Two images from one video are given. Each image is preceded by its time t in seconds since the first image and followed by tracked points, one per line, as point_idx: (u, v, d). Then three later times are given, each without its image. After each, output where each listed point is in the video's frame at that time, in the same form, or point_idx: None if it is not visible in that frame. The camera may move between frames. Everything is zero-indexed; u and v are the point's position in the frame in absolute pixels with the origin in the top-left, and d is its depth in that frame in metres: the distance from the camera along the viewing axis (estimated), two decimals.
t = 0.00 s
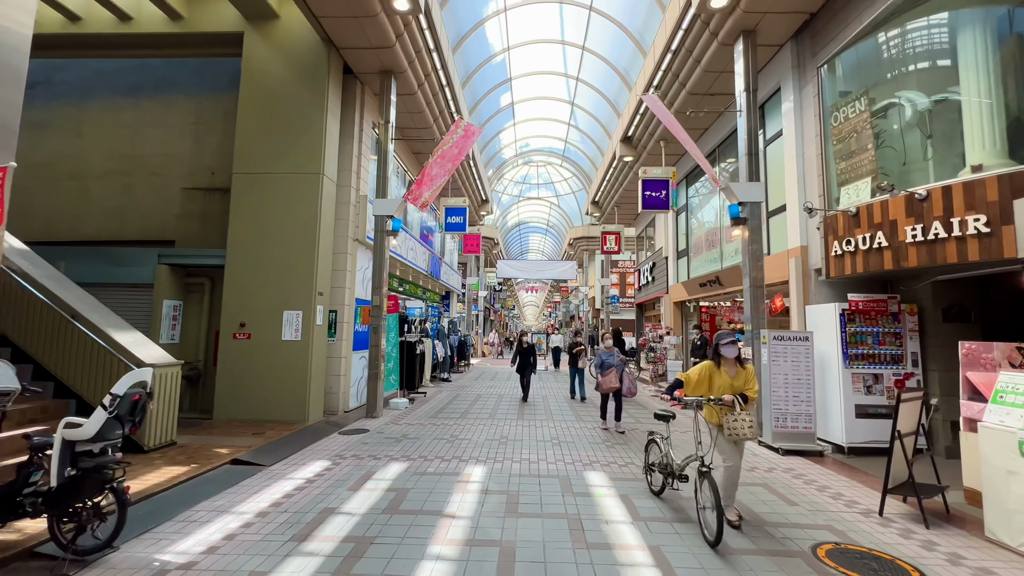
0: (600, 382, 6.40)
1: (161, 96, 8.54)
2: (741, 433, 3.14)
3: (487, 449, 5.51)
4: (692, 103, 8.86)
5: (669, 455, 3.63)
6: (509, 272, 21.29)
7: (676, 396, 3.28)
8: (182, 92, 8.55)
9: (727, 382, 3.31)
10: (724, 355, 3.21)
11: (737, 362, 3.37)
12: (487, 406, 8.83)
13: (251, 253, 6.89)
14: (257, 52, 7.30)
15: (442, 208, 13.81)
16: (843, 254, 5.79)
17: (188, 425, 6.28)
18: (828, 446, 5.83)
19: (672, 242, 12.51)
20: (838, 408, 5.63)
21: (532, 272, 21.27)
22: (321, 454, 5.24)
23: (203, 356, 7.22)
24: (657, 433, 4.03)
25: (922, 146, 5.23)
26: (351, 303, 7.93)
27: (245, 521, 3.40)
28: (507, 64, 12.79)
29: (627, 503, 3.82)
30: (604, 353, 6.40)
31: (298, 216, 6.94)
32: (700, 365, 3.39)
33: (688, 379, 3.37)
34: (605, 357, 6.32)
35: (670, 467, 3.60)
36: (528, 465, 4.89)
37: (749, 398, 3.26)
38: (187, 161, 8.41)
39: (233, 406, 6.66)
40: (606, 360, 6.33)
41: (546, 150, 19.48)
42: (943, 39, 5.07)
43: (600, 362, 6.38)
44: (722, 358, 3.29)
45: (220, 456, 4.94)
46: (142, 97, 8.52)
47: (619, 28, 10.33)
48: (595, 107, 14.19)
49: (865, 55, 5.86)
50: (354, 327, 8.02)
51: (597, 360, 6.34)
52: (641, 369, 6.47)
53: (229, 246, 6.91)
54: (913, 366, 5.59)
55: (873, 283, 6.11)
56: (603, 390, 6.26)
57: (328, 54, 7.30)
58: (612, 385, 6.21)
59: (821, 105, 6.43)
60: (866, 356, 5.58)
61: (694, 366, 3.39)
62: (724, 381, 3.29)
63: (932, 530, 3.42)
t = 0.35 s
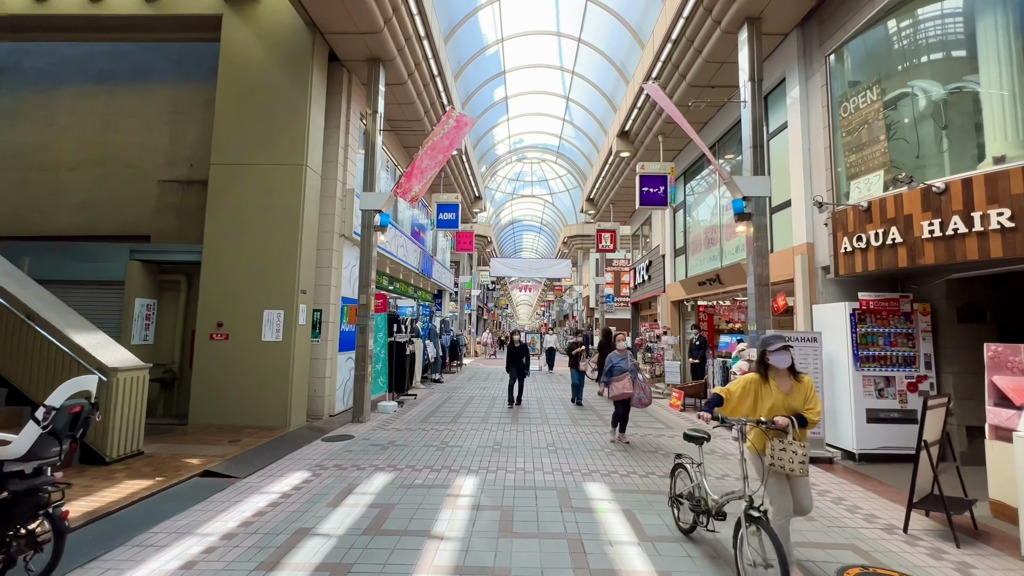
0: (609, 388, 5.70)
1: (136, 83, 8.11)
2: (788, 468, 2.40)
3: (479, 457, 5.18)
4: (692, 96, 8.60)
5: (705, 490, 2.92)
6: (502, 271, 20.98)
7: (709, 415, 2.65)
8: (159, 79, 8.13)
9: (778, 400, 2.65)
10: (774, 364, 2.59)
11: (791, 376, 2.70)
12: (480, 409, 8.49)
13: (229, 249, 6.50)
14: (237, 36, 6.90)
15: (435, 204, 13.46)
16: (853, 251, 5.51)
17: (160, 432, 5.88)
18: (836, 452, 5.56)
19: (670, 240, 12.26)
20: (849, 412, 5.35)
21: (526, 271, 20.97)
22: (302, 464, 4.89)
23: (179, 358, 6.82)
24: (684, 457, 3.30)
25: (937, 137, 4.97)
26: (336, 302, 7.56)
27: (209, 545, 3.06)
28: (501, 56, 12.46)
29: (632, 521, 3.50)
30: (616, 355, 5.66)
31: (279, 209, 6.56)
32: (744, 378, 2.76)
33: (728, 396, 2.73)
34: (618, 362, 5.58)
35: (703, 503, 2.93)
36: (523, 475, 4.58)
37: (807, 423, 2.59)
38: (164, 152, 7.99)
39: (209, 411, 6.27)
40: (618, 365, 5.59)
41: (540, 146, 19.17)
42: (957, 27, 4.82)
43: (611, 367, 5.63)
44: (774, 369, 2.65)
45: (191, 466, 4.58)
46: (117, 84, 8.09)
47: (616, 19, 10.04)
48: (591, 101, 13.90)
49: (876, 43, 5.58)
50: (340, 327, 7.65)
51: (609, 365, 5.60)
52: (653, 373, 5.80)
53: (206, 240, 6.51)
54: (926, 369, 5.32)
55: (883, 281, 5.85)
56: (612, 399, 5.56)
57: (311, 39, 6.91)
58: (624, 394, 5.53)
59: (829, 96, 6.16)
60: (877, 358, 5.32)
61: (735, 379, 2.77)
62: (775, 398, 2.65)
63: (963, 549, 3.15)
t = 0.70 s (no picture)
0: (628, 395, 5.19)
1: (113, 67, 7.68)
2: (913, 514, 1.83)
3: (475, 461, 4.86)
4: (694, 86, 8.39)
5: (778, 537, 2.15)
6: (497, 268, 20.64)
7: (794, 437, 1.97)
8: (137, 63, 7.71)
9: (879, 418, 1.99)
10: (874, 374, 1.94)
11: (893, 386, 2.03)
12: (476, 409, 8.16)
13: (210, 241, 6.12)
14: (219, 15, 6.51)
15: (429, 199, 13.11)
16: (870, 243, 5.24)
17: (135, 436, 5.50)
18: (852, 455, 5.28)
19: (670, 236, 11.99)
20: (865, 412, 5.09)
21: (521, 268, 20.65)
22: (286, 470, 4.55)
23: (157, 356, 6.43)
24: (737, 486, 2.52)
25: (960, 123, 4.71)
26: (325, 298, 7.20)
27: (175, 565, 2.72)
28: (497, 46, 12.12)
29: (646, 535, 3.19)
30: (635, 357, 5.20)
31: (264, 199, 6.19)
32: (831, 389, 2.11)
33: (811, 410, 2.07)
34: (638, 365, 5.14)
35: (775, 556, 2.14)
36: (524, 481, 4.26)
37: (925, 451, 1.87)
38: (142, 139, 7.58)
39: (188, 413, 5.89)
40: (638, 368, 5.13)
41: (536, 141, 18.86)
42: (980, 12, 4.59)
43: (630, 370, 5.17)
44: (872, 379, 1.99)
45: (164, 474, 4.22)
46: (92, 68, 7.66)
47: (617, 6, 9.74)
48: (588, 94, 13.59)
49: (894, 25, 5.30)
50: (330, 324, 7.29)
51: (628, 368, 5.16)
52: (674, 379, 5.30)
53: (185, 231, 6.13)
54: (947, 367, 5.06)
55: (900, 276, 5.59)
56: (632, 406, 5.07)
57: (299, 19, 6.54)
58: (645, 400, 5.03)
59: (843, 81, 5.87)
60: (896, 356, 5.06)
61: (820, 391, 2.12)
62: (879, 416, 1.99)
63: (1009, 565, 2.88)
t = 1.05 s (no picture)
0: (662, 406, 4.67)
1: (90, 51, 7.28)
2: None
3: (473, 470, 4.54)
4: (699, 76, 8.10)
5: None
6: (493, 265, 20.31)
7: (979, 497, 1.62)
8: (115, 47, 7.31)
9: None
10: None
11: None
12: (473, 412, 7.84)
13: (190, 234, 5.75)
14: None
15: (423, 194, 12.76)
16: (890, 238, 4.96)
17: (107, 443, 5.14)
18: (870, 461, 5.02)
19: (671, 233, 11.73)
20: (884, 416, 4.83)
21: (518, 265, 20.33)
22: (269, 481, 4.21)
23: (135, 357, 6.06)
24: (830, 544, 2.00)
25: (985, 110, 4.41)
26: (314, 296, 6.86)
27: None
28: (494, 36, 11.78)
29: (663, 557, 2.89)
30: (665, 363, 4.69)
31: (249, 190, 5.84)
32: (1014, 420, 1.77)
33: (996, 452, 1.71)
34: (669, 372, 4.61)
35: None
36: (526, 493, 3.95)
37: None
38: (120, 128, 7.19)
39: (166, 418, 5.53)
40: (669, 375, 4.60)
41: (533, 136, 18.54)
42: None
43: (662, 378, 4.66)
44: None
45: (134, 486, 3.89)
46: (67, 52, 7.25)
47: None
48: (587, 87, 13.29)
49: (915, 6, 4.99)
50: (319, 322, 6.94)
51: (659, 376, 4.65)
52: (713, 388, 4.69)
53: (163, 223, 5.76)
54: (971, 369, 4.81)
55: (919, 272, 5.33)
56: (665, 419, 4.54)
57: None
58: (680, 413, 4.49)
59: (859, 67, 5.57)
60: (917, 357, 4.80)
61: (1000, 421, 1.77)
62: None
63: None
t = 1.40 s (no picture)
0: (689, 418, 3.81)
1: (64, 33, 6.89)
2: None
3: (470, 478, 4.22)
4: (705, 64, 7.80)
5: None
6: (490, 262, 19.98)
7: None
8: (91, 29, 6.92)
9: None
10: None
11: None
12: (470, 414, 7.50)
13: (167, 225, 5.38)
14: None
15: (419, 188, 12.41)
16: (915, 230, 4.66)
17: (77, 449, 4.78)
18: (892, 466, 4.74)
19: (672, 229, 11.44)
20: (907, 419, 4.54)
21: (515, 262, 20.01)
22: (250, 491, 3.88)
23: (111, 356, 5.70)
24: None
25: (1017, 95, 4.07)
26: (301, 292, 6.50)
27: None
28: (492, 25, 11.44)
29: None
30: (703, 365, 3.86)
31: (230, 179, 5.48)
32: None
33: None
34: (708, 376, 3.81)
35: None
36: (528, 505, 3.63)
37: None
38: (96, 114, 6.81)
39: (142, 421, 5.18)
40: (709, 380, 3.79)
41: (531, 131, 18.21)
42: None
43: (697, 383, 3.82)
44: None
45: (99, 497, 3.55)
46: (41, 34, 6.87)
47: None
48: (587, 80, 12.97)
49: None
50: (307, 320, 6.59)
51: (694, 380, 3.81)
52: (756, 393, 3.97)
53: (139, 214, 5.39)
54: (999, 369, 4.53)
55: (942, 267, 5.05)
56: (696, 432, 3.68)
57: None
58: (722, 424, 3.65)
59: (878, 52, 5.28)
60: (943, 356, 4.51)
61: None
62: None
63: None
